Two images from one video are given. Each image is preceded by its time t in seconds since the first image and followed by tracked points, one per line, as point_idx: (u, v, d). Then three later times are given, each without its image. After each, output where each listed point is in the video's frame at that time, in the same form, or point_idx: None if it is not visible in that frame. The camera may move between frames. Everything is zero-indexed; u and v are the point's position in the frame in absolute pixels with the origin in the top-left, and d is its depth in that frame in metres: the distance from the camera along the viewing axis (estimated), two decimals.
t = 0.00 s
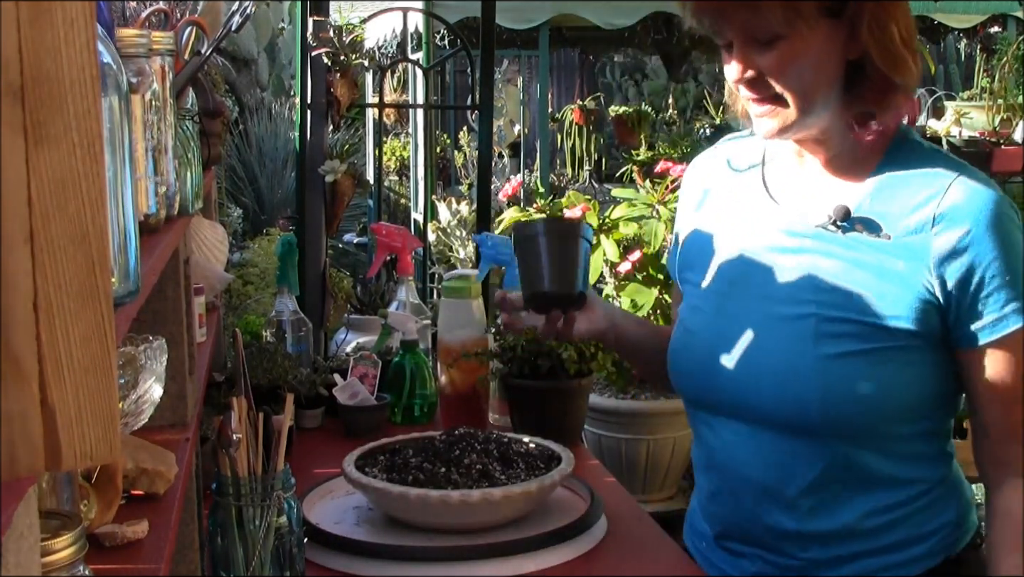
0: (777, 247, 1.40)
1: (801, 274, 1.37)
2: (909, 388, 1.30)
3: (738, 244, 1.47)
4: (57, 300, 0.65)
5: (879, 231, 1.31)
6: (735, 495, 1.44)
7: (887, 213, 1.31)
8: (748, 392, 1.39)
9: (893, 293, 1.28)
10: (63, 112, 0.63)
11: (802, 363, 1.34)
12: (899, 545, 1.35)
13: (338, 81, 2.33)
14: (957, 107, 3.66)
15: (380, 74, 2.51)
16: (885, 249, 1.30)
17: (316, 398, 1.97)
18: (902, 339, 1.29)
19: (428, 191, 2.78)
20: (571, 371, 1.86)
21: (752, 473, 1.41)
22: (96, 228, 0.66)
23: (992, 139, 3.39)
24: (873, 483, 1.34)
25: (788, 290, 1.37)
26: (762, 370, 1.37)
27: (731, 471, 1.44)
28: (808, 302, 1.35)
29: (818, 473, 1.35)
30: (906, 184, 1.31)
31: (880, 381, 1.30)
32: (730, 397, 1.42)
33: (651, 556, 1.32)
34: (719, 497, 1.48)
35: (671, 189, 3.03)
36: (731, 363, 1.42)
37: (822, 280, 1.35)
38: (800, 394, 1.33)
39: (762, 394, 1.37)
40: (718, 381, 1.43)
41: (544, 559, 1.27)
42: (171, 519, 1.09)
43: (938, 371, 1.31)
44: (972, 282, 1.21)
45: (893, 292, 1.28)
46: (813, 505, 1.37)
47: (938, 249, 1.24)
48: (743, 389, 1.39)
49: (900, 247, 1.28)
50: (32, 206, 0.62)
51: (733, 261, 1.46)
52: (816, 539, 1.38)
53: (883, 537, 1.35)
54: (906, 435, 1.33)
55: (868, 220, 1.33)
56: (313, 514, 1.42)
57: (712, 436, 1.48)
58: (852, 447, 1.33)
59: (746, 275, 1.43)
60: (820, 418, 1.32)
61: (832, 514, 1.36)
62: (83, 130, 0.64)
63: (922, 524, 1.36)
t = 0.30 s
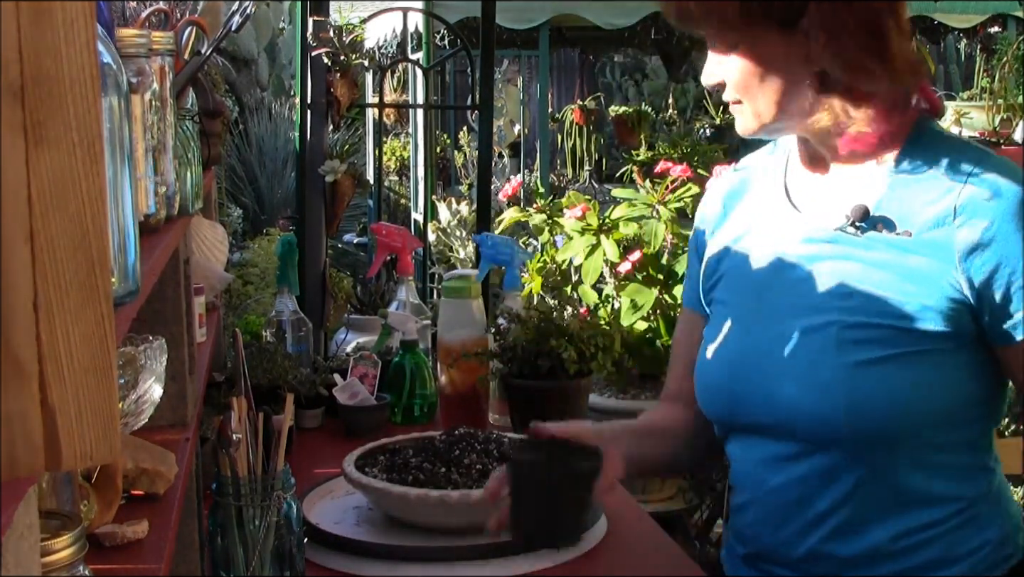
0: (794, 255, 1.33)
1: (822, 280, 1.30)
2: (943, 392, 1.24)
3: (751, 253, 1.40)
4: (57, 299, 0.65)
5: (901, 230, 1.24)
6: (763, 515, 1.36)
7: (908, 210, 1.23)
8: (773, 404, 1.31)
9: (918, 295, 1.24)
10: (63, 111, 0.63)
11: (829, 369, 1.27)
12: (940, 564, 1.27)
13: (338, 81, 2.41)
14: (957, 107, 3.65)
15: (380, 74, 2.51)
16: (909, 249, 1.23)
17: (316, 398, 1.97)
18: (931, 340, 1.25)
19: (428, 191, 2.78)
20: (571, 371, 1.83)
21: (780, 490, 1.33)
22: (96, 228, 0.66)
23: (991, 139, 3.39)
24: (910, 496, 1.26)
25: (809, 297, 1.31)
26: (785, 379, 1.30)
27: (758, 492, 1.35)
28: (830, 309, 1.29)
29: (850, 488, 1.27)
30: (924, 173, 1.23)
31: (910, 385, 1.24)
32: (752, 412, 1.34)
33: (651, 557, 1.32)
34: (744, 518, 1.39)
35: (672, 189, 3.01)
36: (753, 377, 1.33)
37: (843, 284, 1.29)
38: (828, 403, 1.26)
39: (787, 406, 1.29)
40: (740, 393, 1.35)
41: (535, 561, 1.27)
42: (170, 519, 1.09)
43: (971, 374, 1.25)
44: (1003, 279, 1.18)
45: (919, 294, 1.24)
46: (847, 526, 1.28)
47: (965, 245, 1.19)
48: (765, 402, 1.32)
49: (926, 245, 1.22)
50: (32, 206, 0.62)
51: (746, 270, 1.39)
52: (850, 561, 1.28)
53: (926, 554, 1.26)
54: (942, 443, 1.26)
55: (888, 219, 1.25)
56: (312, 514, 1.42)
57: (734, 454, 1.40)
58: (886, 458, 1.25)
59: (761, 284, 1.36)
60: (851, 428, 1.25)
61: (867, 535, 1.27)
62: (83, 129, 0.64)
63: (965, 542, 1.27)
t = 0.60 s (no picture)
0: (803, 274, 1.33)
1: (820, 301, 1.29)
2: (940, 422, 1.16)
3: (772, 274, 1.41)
4: (57, 300, 0.64)
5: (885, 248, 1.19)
6: (782, 537, 1.36)
7: (891, 227, 1.19)
8: (769, 428, 1.32)
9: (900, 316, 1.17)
10: (64, 111, 0.63)
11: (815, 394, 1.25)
12: None
13: (338, 81, 2.32)
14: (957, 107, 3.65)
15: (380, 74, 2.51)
16: (893, 268, 1.18)
17: (316, 398, 1.97)
18: (924, 363, 1.17)
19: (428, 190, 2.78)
20: (571, 371, 1.86)
21: (787, 510, 1.33)
22: (96, 228, 0.66)
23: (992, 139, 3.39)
24: (912, 525, 1.21)
25: (808, 317, 1.30)
26: (777, 403, 1.30)
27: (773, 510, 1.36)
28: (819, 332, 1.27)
29: (847, 514, 1.25)
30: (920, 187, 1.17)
31: (893, 409, 1.18)
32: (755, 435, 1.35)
33: (652, 557, 1.32)
34: (769, 539, 1.39)
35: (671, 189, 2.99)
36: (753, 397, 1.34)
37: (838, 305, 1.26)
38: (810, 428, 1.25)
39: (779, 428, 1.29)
40: (745, 412, 1.36)
41: (522, 561, 1.26)
42: (170, 519, 1.09)
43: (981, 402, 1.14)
44: (985, 298, 1.06)
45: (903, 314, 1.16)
46: (852, 551, 1.26)
47: (943, 262, 1.10)
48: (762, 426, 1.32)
49: (907, 265, 1.15)
50: (32, 206, 0.62)
51: (768, 291, 1.41)
52: None
53: None
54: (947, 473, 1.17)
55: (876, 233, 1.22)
56: (312, 514, 1.42)
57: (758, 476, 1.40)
58: (879, 485, 1.21)
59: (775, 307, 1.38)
60: (833, 453, 1.23)
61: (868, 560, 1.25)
62: (83, 130, 0.64)
63: None
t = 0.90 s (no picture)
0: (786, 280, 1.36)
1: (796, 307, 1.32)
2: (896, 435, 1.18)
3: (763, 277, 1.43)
4: (57, 300, 0.64)
5: (846, 263, 1.24)
6: (756, 536, 1.40)
7: (855, 241, 1.23)
8: (742, 429, 1.35)
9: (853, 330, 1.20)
10: (64, 111, 0.63)
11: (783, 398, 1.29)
12: None
13: (338, 81, 2.31)
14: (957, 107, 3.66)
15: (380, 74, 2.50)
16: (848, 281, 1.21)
17: (316, 398, 1.97)
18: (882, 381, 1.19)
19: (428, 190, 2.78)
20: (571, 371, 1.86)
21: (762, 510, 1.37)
22: (97, 228, 0.65)
23: (991, 139, 3.39)
24: (872, 534, 1.24)
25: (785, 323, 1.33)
26: (749, 407, 1.34)
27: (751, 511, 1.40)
28: (790, 340, 1.30)
29: (812, 518, 1.29)
30: (885, 202, 1.20)
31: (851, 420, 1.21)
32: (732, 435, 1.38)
33: (651, 557, 1.32)
34: (748, 539, 1.43)
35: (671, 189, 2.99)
36: (732, 399, 1.38)
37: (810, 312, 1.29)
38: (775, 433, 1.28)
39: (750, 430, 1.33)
40: (725, 413, 1.40)
41: (520, 562, 1.26)
42: (170, 519, 1.09)
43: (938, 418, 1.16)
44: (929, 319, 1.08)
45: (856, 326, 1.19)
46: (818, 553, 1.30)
47: (890, 282, 1.13)
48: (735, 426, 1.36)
49: (858, 280, 1.18)
50: (32, 207, 0.63)
51: (756, 295, 1.44)
52: None
53: None
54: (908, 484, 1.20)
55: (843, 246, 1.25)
56: (312, 513, 1.42)
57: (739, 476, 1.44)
58: (840, 493, 1.25)
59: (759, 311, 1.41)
60: (794, 458, 1.26)
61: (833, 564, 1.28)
62: (83, 129, 0.64)
63: None
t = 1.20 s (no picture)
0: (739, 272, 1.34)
1: (759, 300, 1.29)
2: (892, 406, 1.16)
3: (713, 281, 1.41)
4: (57, 301, 0.64)
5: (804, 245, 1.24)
6: (761, 541, 1.35)
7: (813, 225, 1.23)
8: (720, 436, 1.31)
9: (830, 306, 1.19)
10: (63, 110, 0.63)
11: (767, 393, 1.24)
12: None
13: (338, 81, 2.31)
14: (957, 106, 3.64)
15: (380, 74, 2.50)
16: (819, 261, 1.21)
17: (316, 398, 1.97)
18: (867, 349, 1.18)
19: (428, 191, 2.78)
20: (571, 371, 1.87)
21: (765, 514, 1.32)
22: (96, 228, 0.65)
23: (991, 139, 3.39)
24: (889, 515, 1.20)
25: (752, 319, 1.30)
26: (729, 411, 1.29)
27: (751, 517, 1.34)
28: (764, 335, 1.27)
29: (824, 513, 1.24)
30: (839, 180, 1.22)
31: (847, 400, 1.18)
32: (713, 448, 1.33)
33: (651, 557, 1.32)
34: (750, 546, 1.38)
35: (673, 189, 2.99)
36: (707, 406, 1.33)
37: (777, 303, 1.26)
38: (770, 434, 1.24)
39: (732, 437, 1.28)
40: (698, 423, 1.35)
41: (520, 562, 1.26)
42: (170, 519, 1.09)
43: (925, 379, 1.16)
44: (911, 279, 1.09)
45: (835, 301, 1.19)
46: (833, 551, 1.26)
47: (865, 250, 1.14)
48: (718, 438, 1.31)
49: (831, 256, 1.19)
50: (32, 207, 0.63)
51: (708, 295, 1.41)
52: None
53: None
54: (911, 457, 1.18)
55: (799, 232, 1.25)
56: (312, 513, 1.42)
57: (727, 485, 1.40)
58: (852, 480, 1.21)
59: (718, 316, 1.37)
60: (797, 455, 1.22)
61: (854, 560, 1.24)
62: (84, 130, 0.64)
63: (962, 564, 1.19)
